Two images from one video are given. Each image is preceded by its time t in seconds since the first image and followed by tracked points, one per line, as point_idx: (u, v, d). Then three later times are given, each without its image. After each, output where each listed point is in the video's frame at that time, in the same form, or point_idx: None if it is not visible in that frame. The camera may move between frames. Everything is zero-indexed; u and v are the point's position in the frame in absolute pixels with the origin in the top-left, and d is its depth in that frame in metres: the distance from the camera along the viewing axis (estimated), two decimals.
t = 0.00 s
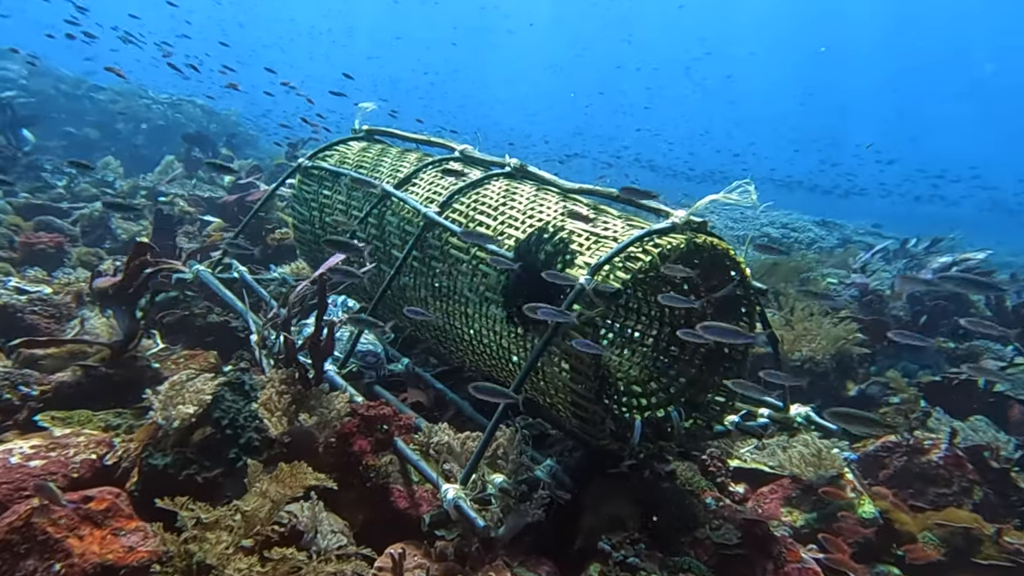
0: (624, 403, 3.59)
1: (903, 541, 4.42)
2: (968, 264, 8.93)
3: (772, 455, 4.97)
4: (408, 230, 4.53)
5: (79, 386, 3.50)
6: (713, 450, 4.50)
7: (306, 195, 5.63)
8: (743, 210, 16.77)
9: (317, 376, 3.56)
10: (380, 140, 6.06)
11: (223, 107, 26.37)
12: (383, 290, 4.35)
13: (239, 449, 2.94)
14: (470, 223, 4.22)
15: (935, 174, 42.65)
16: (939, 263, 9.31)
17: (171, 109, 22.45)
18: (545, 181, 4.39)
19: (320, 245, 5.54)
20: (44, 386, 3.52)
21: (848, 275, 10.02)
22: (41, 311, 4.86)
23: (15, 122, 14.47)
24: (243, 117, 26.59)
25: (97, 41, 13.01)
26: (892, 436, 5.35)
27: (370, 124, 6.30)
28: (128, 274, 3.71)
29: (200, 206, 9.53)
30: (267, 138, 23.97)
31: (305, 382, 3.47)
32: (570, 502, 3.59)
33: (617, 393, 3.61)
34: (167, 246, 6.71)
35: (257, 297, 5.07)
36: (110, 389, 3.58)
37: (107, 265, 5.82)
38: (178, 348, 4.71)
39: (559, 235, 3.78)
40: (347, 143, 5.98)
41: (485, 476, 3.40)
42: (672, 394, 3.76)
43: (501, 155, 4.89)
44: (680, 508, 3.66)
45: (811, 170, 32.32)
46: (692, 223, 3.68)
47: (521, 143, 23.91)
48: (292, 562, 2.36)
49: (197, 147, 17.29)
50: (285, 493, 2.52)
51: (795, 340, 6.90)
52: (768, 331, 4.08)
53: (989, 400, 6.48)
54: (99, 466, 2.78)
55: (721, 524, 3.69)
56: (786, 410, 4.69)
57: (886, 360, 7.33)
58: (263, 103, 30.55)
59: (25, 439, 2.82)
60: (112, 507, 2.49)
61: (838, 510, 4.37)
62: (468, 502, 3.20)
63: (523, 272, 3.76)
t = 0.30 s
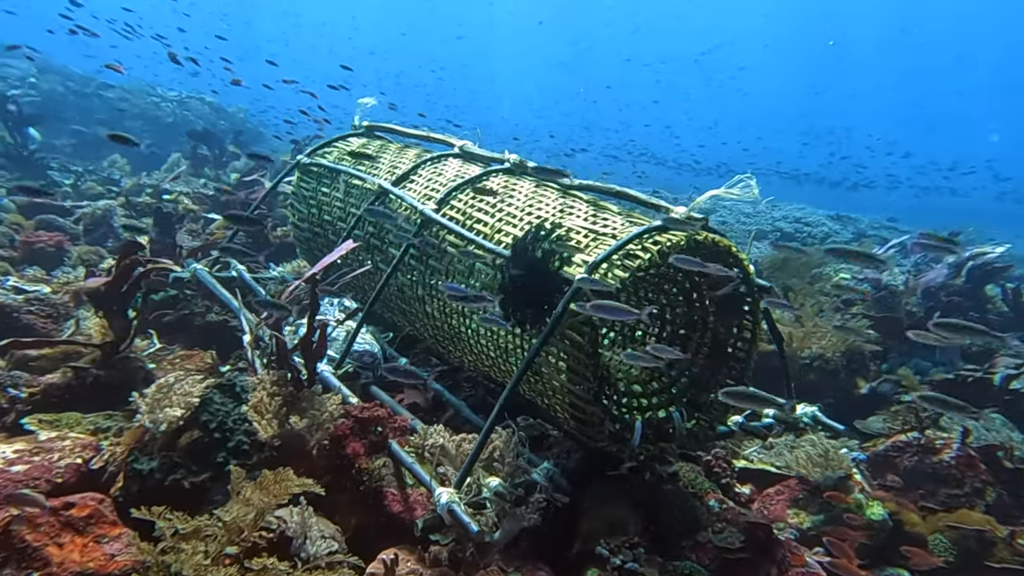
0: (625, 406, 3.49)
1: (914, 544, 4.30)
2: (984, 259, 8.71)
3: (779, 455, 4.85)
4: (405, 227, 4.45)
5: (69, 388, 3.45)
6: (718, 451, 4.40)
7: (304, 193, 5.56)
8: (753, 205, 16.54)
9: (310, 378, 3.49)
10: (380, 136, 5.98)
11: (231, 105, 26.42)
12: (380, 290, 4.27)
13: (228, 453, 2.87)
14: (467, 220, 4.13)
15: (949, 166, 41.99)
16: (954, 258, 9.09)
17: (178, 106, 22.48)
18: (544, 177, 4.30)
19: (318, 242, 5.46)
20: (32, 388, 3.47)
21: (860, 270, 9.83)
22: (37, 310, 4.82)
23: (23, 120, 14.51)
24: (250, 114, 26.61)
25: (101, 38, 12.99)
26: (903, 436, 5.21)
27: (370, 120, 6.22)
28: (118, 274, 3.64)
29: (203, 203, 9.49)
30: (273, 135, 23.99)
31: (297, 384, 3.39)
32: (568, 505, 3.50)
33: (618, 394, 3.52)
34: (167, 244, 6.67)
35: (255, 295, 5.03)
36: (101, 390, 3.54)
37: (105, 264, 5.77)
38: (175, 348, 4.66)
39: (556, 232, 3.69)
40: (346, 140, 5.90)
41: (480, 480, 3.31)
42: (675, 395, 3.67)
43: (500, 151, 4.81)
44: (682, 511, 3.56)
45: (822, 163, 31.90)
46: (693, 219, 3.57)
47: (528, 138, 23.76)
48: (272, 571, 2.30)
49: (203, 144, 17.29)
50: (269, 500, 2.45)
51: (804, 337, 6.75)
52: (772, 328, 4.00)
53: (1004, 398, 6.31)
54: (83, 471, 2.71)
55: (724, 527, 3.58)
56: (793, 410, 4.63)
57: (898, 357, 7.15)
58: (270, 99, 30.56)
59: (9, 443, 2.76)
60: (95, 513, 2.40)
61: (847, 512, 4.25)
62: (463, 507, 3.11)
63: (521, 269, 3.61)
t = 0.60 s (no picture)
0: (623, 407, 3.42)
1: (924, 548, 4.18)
2: (1003, 254, 8.48)
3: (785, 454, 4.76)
4: (403, 225, 4.40)
5: (63, 389, 3.44)
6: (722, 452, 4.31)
7: (304, 191, 5.52)
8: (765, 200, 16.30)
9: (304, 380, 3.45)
10: (381, 134, 5.94)
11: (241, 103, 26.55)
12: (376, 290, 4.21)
13: (218, 456, 2.83)
14: (465, 217, 4.07)
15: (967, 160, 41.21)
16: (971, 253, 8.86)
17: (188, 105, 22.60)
18: (543, 174, 4.24)
19: (318, 240, 5.43)
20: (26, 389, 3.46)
21: (874, 266, 9.63)
22: (38, 310, 4.83)
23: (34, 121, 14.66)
24: (260, 112, 26.72)
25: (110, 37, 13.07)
26: (913, 436, 5.04)
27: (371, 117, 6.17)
28: (110, 274, 3.61)
29: (209, 202, 9.51)
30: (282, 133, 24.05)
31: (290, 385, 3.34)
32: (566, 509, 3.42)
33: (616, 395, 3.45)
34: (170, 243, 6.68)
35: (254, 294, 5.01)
36: (95, 391, 3.54)
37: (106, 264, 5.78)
38: (174, 348, 4.66)
39: (553, 231, 3.63)
40: (347, 137, 5.86)
41: (476, 483, 3.25)
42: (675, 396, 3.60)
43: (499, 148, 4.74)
44: (683, 515, 3.46)
45: (836, 157, 31.41)
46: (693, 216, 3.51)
47: (537, 134, 23.61)
48: None
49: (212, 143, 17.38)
50: (253, 508, 2.43)
51: (814, 335, 6.61)
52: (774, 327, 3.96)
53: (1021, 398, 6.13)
54: (71, 475, 2.69)
55: (726, 531, 3.49)
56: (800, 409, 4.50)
57: (911, 355, 6.99)
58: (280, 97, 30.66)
59: None
60: (80, 520, 2.36)
61: (855, 515, 4.14)
62: (457, 511, 3.05)
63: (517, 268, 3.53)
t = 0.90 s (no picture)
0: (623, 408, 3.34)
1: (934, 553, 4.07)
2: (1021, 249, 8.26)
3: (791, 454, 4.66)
4: (401, 223, 4.35)
5: (58, 391, 3.44)
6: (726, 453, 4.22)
7: (304, 189, 5.48)
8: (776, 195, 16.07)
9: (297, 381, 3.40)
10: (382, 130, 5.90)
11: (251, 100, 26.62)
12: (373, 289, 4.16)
13: (209, 460, 2.81)
14: (462, 215, 4.01)
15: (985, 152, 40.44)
16: (988, 248, 8.65)
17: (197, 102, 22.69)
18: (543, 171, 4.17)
19: (318, 238, 5.39)
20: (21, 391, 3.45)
21: (887, 262, 9.44)
22: (40, 309, 4.84)
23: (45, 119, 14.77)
24: (269, 109, 26.77)
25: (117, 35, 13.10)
26: (924, 437, 4.93)
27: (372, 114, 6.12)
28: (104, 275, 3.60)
29: (215, 199, 9.51)
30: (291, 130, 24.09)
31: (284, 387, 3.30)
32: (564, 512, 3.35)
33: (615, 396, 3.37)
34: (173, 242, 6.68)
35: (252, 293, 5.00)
36: (90, 393, 3.53)
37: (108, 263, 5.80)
38: (173, 348, 4.65)
39: (550, 229, 3.57)
40: (347, 134, 5.81)
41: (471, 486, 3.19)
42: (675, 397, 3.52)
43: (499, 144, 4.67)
44: (684, 518, 3.38)
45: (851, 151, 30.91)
46: (692, 213, 3.44)
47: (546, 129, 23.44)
48: None
49: (221, 140, 17.45)
50: (235, 515, 2.43)
51: (824, 332, 6.48)
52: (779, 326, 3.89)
53: None
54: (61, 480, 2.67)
55: (728, 534, 3.41)
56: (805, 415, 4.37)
57: (923, 353, 6.83)
58: (289, 93, 30.71)
59: None
60: (66, 526, 2.34)
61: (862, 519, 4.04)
62: (452, 515, 2.99)
63: (513, 267, 3.46)
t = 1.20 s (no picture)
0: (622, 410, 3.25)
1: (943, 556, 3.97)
2: None
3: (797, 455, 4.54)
4: (399, 221, 4.29)
5: (52, 392, 3.43)
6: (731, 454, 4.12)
7: (304, 186, 5.43)
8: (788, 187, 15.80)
9: (291, 381, 3.35)
10: (383, 126, 5.83)
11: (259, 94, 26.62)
12: (371, 287, 4.11)
13: (199, 463, 2.78)
14: (460, 212, 3.94)
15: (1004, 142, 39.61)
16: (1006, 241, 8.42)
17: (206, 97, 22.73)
18: (542, 167, 4.09)
19: (318, 235, 5.34)
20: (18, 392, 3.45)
21: (901, 256, 9.23)
22: (41, 307, 4.84)
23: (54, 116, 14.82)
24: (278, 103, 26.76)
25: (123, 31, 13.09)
26: (935, 436, 4.80)
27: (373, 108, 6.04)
28: (98, 275, 3.57)
29: (220, 195, 9.49)
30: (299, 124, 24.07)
31: (277, 388, 3.26)
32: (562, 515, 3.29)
33: (613, 397, 3.28)
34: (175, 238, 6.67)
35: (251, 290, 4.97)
36: (84, 393, 3.52)
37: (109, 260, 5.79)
38: (172, 347, 4.64)
39: (547, 226, 3.49)
40: (348, 129, 5.75)
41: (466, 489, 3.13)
42: (676, 398, 3.42)
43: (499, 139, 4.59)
44: (686, 521, 3.29)
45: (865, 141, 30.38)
46: (693, 211, 3.36)
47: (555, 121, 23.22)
48: None
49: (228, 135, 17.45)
50: (220, 525, 2.41)
51: (834, 328, 6.34)
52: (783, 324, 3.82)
53: None
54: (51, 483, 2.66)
55: (731, 538, 3.32)
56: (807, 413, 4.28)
57: (937, 349, 6.68)
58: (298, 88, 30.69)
59: None
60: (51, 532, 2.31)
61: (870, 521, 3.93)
62: (446, 519, 2.92)
63: (510, 265, 3.36)
